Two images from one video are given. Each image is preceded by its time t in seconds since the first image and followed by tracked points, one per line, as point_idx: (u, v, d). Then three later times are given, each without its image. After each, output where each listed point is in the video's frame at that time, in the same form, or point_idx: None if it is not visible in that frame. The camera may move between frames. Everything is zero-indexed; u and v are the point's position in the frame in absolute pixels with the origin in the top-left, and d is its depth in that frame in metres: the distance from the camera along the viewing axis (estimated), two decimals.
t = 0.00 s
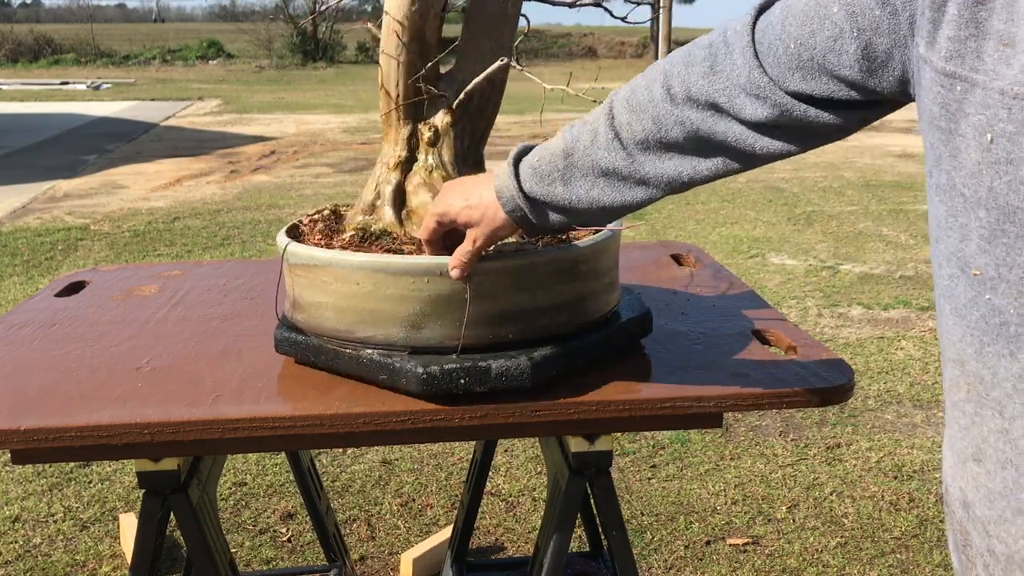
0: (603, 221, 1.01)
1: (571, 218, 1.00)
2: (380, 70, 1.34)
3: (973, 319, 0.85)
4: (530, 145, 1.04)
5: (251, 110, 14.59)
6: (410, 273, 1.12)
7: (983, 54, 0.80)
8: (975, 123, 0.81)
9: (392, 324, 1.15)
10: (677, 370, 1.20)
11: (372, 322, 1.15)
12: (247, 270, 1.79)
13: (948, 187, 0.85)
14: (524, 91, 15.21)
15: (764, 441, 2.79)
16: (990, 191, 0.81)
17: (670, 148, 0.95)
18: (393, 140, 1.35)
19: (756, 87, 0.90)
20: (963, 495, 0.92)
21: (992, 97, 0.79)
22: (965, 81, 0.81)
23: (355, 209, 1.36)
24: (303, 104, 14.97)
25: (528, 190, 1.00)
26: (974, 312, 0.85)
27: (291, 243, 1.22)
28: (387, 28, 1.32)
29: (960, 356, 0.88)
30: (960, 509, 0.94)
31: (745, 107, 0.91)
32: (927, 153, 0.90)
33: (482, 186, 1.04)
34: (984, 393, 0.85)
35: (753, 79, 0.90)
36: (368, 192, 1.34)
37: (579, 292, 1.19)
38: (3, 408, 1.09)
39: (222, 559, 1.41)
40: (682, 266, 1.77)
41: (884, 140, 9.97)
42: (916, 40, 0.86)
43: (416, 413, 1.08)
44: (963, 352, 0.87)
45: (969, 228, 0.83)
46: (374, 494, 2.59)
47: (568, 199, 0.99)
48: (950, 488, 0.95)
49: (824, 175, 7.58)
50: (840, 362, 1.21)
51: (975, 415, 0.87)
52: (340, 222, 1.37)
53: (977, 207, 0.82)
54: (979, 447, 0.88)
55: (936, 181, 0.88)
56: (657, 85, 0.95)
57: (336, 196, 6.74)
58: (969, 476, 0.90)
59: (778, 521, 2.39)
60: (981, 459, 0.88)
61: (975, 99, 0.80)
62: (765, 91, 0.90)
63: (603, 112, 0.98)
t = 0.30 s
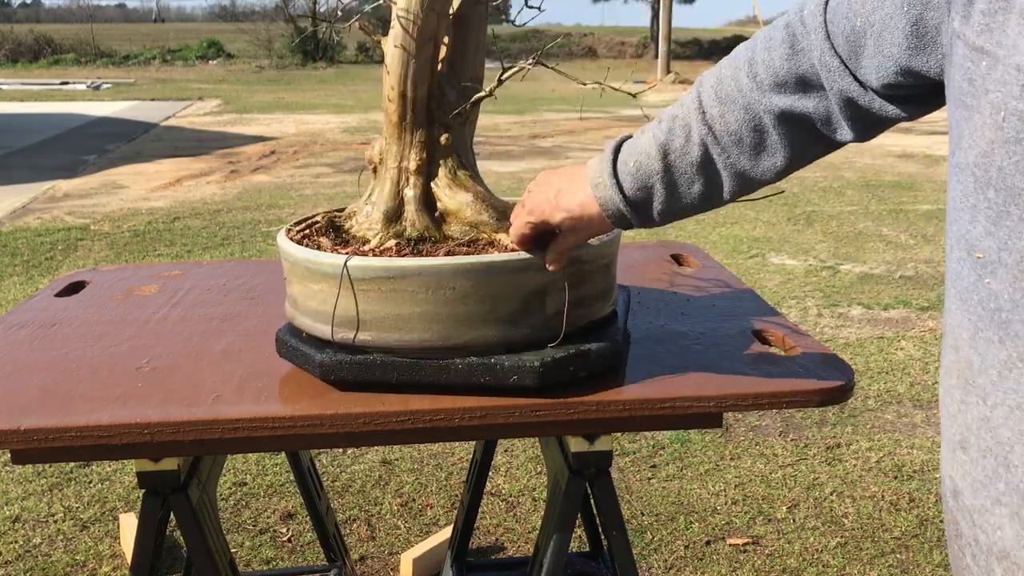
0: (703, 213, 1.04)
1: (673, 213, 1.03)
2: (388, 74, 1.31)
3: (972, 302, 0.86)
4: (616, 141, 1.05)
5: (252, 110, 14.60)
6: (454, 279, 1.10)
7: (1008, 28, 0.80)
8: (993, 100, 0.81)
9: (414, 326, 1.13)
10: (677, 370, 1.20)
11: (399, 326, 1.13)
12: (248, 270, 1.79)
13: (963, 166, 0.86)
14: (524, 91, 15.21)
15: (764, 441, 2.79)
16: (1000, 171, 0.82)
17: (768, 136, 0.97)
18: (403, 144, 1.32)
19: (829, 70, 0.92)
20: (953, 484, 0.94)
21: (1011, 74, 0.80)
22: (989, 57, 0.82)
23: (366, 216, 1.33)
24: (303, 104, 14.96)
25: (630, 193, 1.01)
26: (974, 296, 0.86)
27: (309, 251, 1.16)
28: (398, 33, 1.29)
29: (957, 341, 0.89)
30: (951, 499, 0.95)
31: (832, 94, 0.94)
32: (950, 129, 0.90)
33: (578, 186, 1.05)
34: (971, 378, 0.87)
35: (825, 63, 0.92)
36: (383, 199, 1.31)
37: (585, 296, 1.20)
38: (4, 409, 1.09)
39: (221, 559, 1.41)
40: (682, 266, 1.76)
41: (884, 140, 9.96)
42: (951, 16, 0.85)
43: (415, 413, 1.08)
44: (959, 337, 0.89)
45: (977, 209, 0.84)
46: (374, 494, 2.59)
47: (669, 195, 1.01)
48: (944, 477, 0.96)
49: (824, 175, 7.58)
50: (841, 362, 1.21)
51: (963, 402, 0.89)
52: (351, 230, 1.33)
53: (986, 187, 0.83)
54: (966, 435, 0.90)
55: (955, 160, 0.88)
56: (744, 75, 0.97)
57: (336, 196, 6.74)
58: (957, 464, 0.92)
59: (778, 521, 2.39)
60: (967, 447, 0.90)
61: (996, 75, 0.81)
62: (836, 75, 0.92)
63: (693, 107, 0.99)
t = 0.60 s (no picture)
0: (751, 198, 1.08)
1: (722, 197, 1.07)
2: (416, 74, 1.29)
3: (972, 306, 0.87)
4: (661, 126, 1.09)
5: (252, 110, 14.59)
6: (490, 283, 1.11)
7: (1008, 24, 0.81)
8: (993, 98, 0.83)
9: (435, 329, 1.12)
10: (677, 370, 1.20)
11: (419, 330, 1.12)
12: (247, 270, 1.79)
13: (965, 165, 0.87)
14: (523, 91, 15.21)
15: (764, 441, 2.79)
16: (999, 171, 0.82)
17: (811, 121, 1.02)
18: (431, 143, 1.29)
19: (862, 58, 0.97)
20: (957, 490, 0.94)
21: (1010, 70, 0.81)
22: (991, 54, 0.83)
23: (397, 221, 1.29)
24: (303, 104, 14.96)
25: (674, 177, 1.06)
26: (973, 298, 0.87)
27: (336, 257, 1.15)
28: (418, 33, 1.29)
29: (958, 345, 0.90)
30: (955, 505, 0.96)
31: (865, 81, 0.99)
32: (954, 128, 0.91)
33: (618, 173, 1.09)
34: (971, 383, 0.88)
35: (860, 50, 0.97)
36: (420, 201, 1.28)
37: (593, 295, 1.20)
38: (4, 409, 1.08)
39: (222, 559, 1.41)
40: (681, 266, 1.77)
41: (883, 140, 9.97)
42: (958, 12, 0.87)
43: (415, 413, 1.08)
44: (960, 341, 0.90)
45: (977, 209, 0.85)
46: (374, 494, 2.59)
47: (716, 179, 1.06)
48: (949, 483, 0.97)
49: (824, 175, 7.58)
50: (840, 362, 1.21)
51: (963, 407, 0.90)
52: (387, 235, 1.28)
53: (986, 187, 0.84)
54: (966, 439, 0.90)
55: (958, 160, 0.89)
56: (788, 60, 1.01)
57: (336, 196, 6.74)
58: (960, 469, 0.93)
59: (778, 521, 2.39)
60: (968, 452, 0.91)
61: (997, 72, 0.82)
62: (867, 64, 0.97)
63: (738, 93, 1.04)
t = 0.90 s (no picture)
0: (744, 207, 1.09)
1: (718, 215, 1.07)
2: (448, 74, 1.29)
3: (961, 305, 0.89)
4: (635, 159, 1.07)
5: (252, 110, 14.59)
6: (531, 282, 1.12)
7: (996, 29, 0.84)
8: (981, 101, 0.86)
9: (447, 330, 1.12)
10: (676, 370, 1.20)
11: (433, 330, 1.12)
12: (247, 269, 1.79)
13: (954, 166, 0.90)
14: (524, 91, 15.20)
15: (764, 441, 2.79)
16: (986, 172, 0.85)
17: (797, 126, 1.04)
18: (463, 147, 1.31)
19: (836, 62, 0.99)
20: (949, 488, 0.95)
21: (996, 73, 0.84)
22: (979, 57, 0.86)
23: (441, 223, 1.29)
24: (303, 104, 14.95)
25: (665, 208, 1.04)
26: (965, 298, 0.88)
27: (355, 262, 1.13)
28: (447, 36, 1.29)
29: (950, 346, 0.92)
30: (948, 503, 0.96)
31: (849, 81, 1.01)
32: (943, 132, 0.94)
33: (599, 215, 1.04)
34: (962, 382, 0.89)
35: (837, 55, 0.99)
36: (465, 204, 1.29)
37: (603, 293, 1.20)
38: (4, 409, 1.09)
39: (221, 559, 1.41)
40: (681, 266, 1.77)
41: (883, 140, 9.96)
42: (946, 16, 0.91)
43: (415, 412, 1.08)
44: (951, 341, 0.92)
45: (966, 211, 0.88)
46: (374, 494, 2.59)
47: (711, 202, 1.05)
48: (941, 482, 0.97)
49: (824, 175, 7.58)
50: (840, 362, 1.21)
51: (955, 407, 0.91)
52: (436, 237, 1.27)
53: (974, 189, 0.87)
54: (957, 438, 0.91)
55: (949, 161, 0.92)
56: (761, 72, 1.02)
57: (336, 196, 6.74)
58: (951, 468, 0.94)
59: (778, 521, 2.39)
60: (959, 450, 0.92)
61: (985, 75, 0.85)
62: (849, 69, 0.99)
63: (715, 114, 1.04)
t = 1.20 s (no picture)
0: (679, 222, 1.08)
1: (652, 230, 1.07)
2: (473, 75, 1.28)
3: (956, 321, 0.88)
4: (569, 184, 1.05)
5: (252, 110, 14.60)
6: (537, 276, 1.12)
7: (965, 54, 0.83)
8: (956, 125, 0.84)
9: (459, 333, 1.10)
10: (677, 370, 1.20)
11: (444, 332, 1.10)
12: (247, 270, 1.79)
13: (936, 188, 0.89)
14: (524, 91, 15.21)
15: (764, 441, 2.79)
16: (969, 196, 0.84)
17: (729, 144, 1.02)
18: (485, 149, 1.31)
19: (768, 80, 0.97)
20: (949, 495, 0.95)
21: (968, 99, 0.83)
22: (951, 82, 0.85)
23: (477, 221, 1.25)
24: (303, 104, 14.96)
25: (604, 231, 1.04)
26: (960, 314, 0.88)
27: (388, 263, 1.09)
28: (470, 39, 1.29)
29: (946, 358, 0.91)
30: (949, 510, 0.96)
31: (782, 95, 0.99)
32: (921, 151, 0.93)
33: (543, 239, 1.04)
34: (961, 395, 0.89)
35: (766, 72, 0.96)
36: (499, 204, 1.27)
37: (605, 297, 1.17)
38: (3, 409, 1.08)
39: (222, 559, 1.41)
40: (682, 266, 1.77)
41: (883, 140, 9.97)
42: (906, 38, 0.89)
43: (416, 413, 1.08)
44: (947, 354, 0.91)
45: (954, 231, 0.87)
46: (374, 494, 2.59)
47: (646, 219, 1.04)
48: (941, 490, 0.97)
49: (824, 175, 7.58)
50: (840, 362, 1.21)
51: (955, 417, 0.91)
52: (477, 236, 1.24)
53: (959, 211, 0.86)
54: (958, 448, 0.91)
55: (929, 181, 0.91)
56: (686, 93, 1.00)
57: (337, 196, 6.74)
58: (952, 476, 0.93)
59: (778, 521, 2.39)
60: (960, 460, 0.91)
61: (956, 99, 0.84)
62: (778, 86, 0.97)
63: (644, 138, 1.01)
